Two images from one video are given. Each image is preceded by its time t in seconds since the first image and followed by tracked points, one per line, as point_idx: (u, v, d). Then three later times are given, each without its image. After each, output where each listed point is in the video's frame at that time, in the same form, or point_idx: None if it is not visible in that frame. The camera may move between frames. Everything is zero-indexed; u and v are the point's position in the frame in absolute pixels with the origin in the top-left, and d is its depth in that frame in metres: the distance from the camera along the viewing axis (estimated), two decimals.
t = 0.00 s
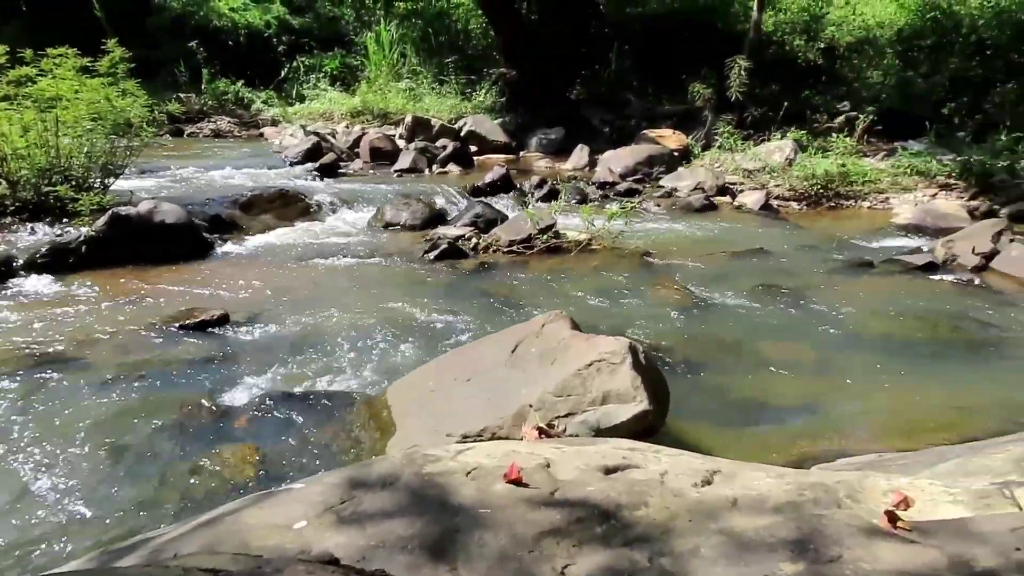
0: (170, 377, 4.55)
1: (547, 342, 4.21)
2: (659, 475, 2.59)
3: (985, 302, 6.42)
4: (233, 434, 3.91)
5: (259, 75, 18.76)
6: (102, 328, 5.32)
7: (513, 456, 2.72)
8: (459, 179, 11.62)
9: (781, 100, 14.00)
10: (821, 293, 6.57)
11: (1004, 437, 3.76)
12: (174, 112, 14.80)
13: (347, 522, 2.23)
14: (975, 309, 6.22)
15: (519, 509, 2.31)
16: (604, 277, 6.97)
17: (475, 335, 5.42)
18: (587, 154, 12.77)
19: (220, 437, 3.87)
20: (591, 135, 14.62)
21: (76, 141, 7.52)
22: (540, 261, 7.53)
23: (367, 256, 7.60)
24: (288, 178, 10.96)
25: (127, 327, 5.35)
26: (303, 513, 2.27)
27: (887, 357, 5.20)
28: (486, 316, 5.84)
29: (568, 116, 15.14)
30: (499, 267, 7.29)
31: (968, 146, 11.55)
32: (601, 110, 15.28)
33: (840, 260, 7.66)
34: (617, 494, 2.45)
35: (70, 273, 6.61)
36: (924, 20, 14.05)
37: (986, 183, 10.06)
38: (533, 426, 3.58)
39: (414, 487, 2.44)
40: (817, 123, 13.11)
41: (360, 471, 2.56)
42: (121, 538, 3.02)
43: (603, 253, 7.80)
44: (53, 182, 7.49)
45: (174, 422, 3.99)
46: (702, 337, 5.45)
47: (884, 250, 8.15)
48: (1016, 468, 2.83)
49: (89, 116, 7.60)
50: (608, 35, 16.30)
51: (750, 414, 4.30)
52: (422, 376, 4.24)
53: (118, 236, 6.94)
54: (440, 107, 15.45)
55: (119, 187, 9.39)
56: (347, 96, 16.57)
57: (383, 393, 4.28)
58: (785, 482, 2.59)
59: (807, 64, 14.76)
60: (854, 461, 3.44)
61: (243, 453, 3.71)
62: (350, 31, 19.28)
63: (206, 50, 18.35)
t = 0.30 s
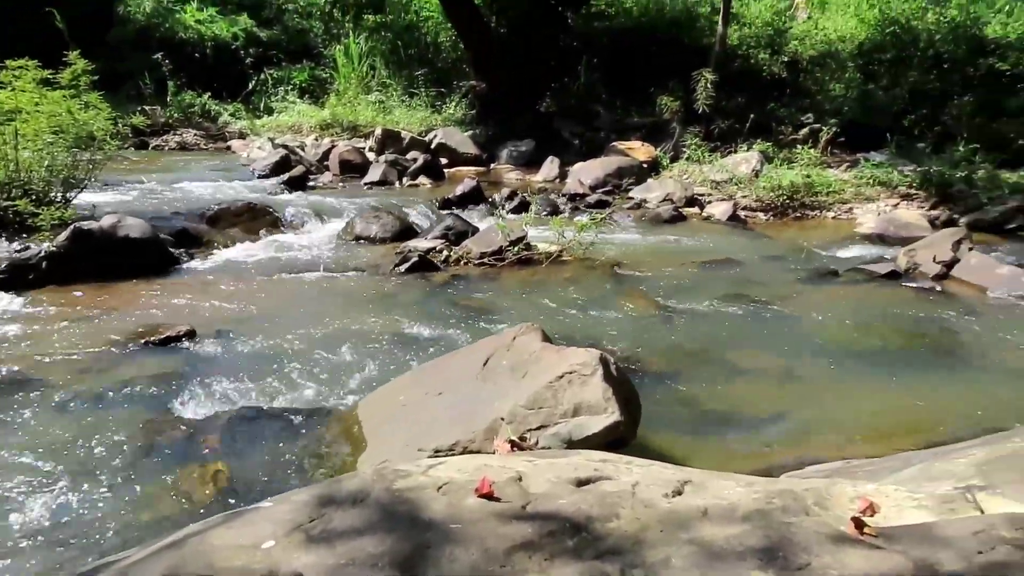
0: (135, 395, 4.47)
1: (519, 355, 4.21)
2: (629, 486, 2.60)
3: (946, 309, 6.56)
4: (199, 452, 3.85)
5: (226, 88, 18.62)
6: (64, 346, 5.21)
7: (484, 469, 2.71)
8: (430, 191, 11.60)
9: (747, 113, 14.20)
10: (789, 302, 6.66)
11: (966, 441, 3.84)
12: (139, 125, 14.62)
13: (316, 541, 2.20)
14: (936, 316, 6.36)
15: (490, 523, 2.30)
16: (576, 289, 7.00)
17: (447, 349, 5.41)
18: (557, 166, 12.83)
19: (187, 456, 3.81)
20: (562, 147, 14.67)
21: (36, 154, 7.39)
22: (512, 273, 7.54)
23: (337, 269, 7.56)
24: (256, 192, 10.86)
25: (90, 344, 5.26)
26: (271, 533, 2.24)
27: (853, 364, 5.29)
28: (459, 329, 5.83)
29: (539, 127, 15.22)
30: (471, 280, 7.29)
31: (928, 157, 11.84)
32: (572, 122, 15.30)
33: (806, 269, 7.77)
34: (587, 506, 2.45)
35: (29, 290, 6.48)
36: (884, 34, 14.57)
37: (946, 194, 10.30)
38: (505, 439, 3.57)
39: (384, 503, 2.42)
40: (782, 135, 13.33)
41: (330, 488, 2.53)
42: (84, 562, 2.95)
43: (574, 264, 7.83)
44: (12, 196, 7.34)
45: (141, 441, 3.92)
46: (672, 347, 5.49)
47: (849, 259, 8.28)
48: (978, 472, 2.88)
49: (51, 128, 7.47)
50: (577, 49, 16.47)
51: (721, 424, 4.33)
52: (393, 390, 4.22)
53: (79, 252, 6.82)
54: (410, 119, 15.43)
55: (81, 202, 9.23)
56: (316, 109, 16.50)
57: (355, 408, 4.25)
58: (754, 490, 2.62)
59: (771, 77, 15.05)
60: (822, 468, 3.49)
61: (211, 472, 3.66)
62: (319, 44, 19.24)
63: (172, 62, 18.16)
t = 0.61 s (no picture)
0: (106, 411, 4.41)
1: (496, 366, 4.21)
2: (607, 497, 2.61)
3: (917, 317, 6.66)
4: (171, 468, 3.79)
5: (201, 99, 18.50)
6: (33, 362, 5.12)
7: (461, 483, 2.70)
8: (407, 203, 11.57)
9: (721, 125, 14.37)
10: (763, 311, 6.72)
11: (938, 448, 3.89)
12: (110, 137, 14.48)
13: (292, 558, 2.18)
14: (908, 324, 6.45)
15: (468, 537, 2.29)
16: (553, 300, 7.01)
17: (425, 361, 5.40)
18: (534, 178, 12.87)
19: (160, 472, 3.76)
20: (539, 158, 14.71)
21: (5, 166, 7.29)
22: (490, 285, 7.54)
23: (313, 282, 7.52)
24: (230, 204, 10.78)
25: (60, 360, 5.18)
26: (246, 550, 2.22)
27: (828, 372, 5.35)
28: (437, 341, 5.82)
29: (515, 138, 15.31)
30: (448, 291, 7.29)
31: (897, 168, 12.06)
32: (547, 134, 15.56)
33: (780, 278, 7.86)
34: (565, 518, 2.45)
35: None
36: (852, 48, 14.64)
37: (915, 204, 10.48)
38: (482, 451, 3.57)
39: (360, 518, 2.41)
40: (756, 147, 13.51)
41: (306, 504, 2.51)
42: None
43: (552, 275, 7.85)
44: None
45: (113, 458, 3.86)
46: (649, 357, 5.53)
47: (822, 269, 8.38)
48: (948, 478, 2.92)
49: (20, 141, 7.37)
50: (552, 61, 16.46)
51: (698, 433, 4.36)
52: (370, 402, 4.20)
53: (48, 266, 6.73)
54: (387, 131, 15.41)
55: (51, 215, 9.10)
56: (292, 120, 16.45)
57: (331, 421, 4.23)
58: (730, 500, 2.63)
59: (744, 90, 15.17)
60: (797, 476, 3.51)
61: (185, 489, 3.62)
62: (295, 56, 19.21)
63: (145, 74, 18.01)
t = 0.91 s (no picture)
0: (72, 432, 4.32)
1: (470, 381, 4.19)
2: (581, 512, 2.61)
3: (885, 328, 6.76)
4: (137, 490, 3.72)
5: (170, 114, 18.31)
6: None
7: (436, 500, 2.69)
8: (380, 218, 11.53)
9: (691, 140, 14.55)
10: (734, 324, 6.79)
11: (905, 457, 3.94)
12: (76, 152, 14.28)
13: None
14: (876, 335, 6.55)
15: (441, 554, 2.27)
16: (526, 314, 7.02)
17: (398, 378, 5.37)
18: (507, 193, 12.90)
19: (128, 494, 3.70)
20: (512, 172, 14.72)
21: None
22: (464, 299, 7.54)
23: (285, 298, 7.46)
24: (199, 220, 10.67)
25: (24, 380, 5.07)
26: (215, 574, 2.18)
27: (798, 383, 5.40)
28: (411, 357, 5.79)
29: (488, 151, 15.34)
30: (422, 306, 7.27)
31: (863, 182, 12.29)
32: (520, 148, 15.64)
33: (751, 291, 7.95)
34: (539, 533, 2.45)
35: None
36: (817, 64, 14.95)
37: (881, 216, 10.67)
38: (457, 467, 3.55)
39: (333, 537, 2.38)
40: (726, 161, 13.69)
41: (277, 525, 2.47)
42: None
43: (525, 289, 7.86)
44: None
45: (78, 480, 3.79)
46: (621, 370, 5.56)
47: (791, 281, 8.50)
48: (916, 486, 2.96)
49: None
50: (524, 78, 16.80)
51: (670, 445, 4.38)
52: (343, 419, 4.17)
53: (11, 284, 6.60)
54: (359, 147, 15.36)
55: (14, 232, 8.93)
56: (263, 135, 16.35)
57: (304, 439, 4.19)
58: (704, 512, 2.65)
59: (713, 105, 15.46)
60: (770, 487, 3.54)
61: (153, 510, 3.55)
62: (266, 71, 19.15)
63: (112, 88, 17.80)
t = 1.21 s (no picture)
0: (41, 452, 4.24)
1: (448, 395, 4.18)
2: (560, 526, 2.60)
3: (860, 338, 6.83)
4: (108, 511, 3.65)
5: (144, 126, 18.15)
6: None
7: (414, 516, 2.67)
8: (358, 231, 11.49)
9: (667, 152, 14.68)
10: (712, 334, 6.82)
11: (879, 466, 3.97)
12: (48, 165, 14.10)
13: None
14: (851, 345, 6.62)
15: (419, 571, 2.26)
16: (504, 327, 7.01)
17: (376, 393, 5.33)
18: (485, 205, 12.91)
19: (100, 513, 3.63)
20: (490, 185, 14.74)
21: None
22: (442, 312, 7.52)
23: (261, 312, 7.40)
24: (173, 234, 10.56)
25: None
26: None
27: (774, 394, 5.43)
28: (388, 371, 5.76)
29: (466, 164, 15.34)
30: (400, 319, 7.25)
31: (836, 193, 12.46)
32: (498, 161, 15.66)
33: (727, 302, 8.01)
34: (517, 547, 2.44)
35: None
36: (790, 77, 15.30)
37: (854, 227, 10.81)
38: (435, 482, 3.54)
39: (309, 555, 2.35)
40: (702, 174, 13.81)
41: (252, 543, 2.44)
42: None
43: (504, 302, 7.86)
44: None
45: (48, 502, 3.71)
46: (599, 381, 5.57)
47: (767, 292, 8.56)
48: (891, 494, 2.98)
49: None
50: (501, 90, 16.90)
51: (647, 456, 4.40)
52: (320, 434, 4.14)
53: None
54: (336, 159, 15.32)
55: None
56: (239, 148, 16.27)
57: (280, 455, 4.15)
58: (681, 524, 2.65)
59: (689, 117, 15.65)
60: (747, 497, 3.55)
61: (126, 529, 3.50)
62: (242, 83, 19.07)
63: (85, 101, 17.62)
